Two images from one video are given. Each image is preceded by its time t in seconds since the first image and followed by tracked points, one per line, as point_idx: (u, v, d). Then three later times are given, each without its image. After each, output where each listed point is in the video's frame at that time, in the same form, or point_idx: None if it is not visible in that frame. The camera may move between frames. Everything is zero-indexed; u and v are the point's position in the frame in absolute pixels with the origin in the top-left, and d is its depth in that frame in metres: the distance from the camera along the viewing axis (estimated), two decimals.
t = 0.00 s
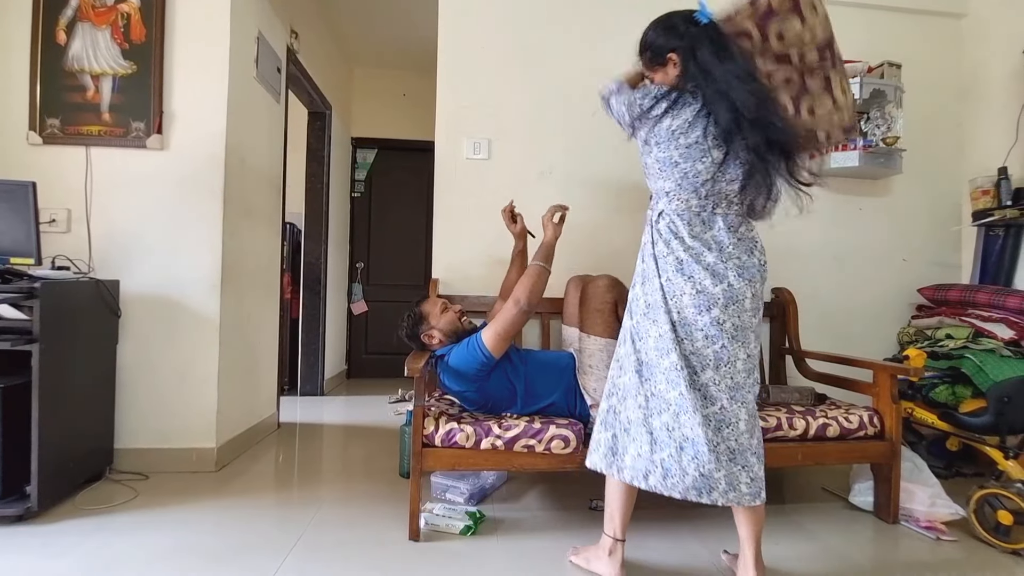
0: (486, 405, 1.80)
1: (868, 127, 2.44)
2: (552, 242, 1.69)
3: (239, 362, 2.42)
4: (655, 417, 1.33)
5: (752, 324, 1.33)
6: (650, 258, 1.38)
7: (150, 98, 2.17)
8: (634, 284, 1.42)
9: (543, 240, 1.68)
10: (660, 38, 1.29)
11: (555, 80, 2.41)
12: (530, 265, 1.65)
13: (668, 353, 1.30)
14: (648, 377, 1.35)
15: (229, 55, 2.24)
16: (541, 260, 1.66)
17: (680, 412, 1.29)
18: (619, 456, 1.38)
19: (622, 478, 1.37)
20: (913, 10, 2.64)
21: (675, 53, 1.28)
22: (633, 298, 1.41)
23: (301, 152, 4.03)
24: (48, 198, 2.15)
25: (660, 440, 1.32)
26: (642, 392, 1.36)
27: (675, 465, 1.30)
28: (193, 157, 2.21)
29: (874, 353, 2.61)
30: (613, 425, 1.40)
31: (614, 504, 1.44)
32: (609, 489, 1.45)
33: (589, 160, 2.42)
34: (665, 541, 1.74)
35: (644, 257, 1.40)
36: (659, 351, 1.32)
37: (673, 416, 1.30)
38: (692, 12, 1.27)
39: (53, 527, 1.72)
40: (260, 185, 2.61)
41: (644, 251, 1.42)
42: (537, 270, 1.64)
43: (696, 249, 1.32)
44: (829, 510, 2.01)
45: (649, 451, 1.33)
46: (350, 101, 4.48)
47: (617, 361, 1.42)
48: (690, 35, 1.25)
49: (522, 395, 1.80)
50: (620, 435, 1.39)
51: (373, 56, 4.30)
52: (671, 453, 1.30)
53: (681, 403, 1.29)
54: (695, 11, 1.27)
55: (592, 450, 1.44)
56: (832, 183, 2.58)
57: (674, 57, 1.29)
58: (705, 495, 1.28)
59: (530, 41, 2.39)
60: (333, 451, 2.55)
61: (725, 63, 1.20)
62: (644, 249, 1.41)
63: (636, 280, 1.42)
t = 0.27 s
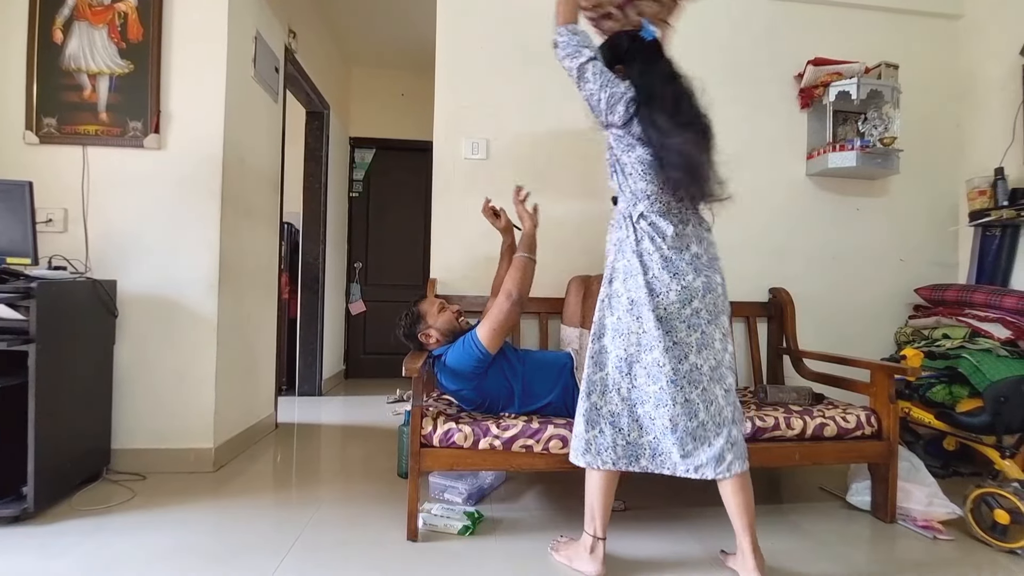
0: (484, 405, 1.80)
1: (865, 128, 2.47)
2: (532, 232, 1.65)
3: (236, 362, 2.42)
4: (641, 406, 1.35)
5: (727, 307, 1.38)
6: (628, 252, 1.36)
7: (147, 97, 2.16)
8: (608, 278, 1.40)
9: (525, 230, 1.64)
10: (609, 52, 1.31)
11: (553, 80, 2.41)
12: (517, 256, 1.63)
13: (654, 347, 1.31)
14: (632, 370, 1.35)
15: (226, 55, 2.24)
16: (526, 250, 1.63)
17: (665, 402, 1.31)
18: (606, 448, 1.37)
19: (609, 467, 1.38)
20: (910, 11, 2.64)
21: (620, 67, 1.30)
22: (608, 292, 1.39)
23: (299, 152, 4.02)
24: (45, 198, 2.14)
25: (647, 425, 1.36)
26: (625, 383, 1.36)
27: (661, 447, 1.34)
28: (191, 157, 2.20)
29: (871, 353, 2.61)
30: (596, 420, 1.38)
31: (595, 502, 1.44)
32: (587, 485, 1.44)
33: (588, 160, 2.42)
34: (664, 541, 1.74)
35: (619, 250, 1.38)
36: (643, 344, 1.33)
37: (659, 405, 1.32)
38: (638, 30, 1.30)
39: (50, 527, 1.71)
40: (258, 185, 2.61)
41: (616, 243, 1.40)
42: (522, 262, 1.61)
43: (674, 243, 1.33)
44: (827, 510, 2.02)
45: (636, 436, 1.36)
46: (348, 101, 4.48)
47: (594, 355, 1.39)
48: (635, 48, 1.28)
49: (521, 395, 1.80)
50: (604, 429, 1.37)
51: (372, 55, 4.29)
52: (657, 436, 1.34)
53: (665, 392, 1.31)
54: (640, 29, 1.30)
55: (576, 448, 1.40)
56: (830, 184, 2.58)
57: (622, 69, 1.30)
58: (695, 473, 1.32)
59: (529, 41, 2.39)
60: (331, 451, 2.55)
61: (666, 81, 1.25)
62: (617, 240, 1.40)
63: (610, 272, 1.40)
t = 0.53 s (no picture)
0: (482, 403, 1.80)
1: (863, 128, 2.48)
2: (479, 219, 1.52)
3: (234, 362, 2.41)
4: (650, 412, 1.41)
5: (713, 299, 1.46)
6: (629, 262, 1.39)
7: (145, 97, 2.16)
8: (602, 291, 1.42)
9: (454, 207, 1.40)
10: (580, 52, 1.34)
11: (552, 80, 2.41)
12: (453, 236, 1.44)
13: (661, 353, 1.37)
14: (639, 378, 1.39)
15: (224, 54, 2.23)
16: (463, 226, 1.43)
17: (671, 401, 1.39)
18: (624, 463, 1.40)
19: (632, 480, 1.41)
20: (908, 12, 2.65)
21: (586, 69, 1.34)
22: (609, 307, 1.39)
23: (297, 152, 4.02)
24: (42, 198, 2.14)
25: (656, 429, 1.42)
26: (633, 394, 1.40)
27: (669, 444, 1.43)
28: (189, 156, 2.20)
29: (869, 353, 2.62)
30: (612, 437, 1.38)
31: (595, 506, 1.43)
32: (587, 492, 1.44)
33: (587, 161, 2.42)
34: (663, 540, 1.74)
35: (612, 262, 1.41)
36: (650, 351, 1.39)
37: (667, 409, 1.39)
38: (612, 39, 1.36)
39: (48, 528, 1.71)
40: (256, 185, 2.60)
41: (609, 255, 1.42)
42: (462, 246, 1.48)
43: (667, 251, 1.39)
44: (825, 509, 2.02)
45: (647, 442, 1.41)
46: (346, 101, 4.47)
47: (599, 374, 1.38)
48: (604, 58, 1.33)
49: (519, 394, 1.79)
50: (621, 443, 1.39)
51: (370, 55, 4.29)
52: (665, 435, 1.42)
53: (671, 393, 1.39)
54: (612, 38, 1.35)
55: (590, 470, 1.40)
56: (828, 184, 2.59)
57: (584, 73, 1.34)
58: (704, 462, 1.42)
59: (528, 41, 2.40)
60: (329, 451, 2.55)
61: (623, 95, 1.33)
62: (609, 252, 1.42)
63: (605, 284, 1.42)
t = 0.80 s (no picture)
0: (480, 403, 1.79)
1: (862, 128, 2.49)
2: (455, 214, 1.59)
3: (233, 362, 2.41)
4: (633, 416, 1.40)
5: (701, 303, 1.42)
6: (603, 262, 1.38)
7: (144, 97, 2.16)
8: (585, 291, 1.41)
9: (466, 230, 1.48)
10: (575, 53, 1.38)
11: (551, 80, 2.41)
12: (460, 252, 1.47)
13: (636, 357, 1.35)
14: (620, 381, 1.39)
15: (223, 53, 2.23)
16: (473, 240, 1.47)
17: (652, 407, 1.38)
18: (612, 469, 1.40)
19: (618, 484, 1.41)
20: (907, 12, 2.66)
21: (579, 71, 1.38)
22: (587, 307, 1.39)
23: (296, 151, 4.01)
24: (40, 197, 2.13)
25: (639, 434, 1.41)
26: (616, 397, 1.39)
27: (653, 450, 1.43)
28: (188, 156, 2.20)
29: (868, 353, 2.62)
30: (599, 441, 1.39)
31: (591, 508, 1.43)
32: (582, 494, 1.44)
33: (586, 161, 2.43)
34: (662, 540, 1.74)
35: (594, 264, 1.40)
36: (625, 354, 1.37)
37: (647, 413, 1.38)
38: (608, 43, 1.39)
39: (46, 528, 1.70)
40: (255, 185, 2.60)
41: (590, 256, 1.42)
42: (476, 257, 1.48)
43: (646, 252, 1.35)
44: (824, 509, 2.03)
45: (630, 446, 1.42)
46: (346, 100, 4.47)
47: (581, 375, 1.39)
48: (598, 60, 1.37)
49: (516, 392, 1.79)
50: (607, 446, 1.39)
51: (370, 55, 4.29)
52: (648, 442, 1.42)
53: (652, 398, 1.37)
54: (607, 43, 1.38)
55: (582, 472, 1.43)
56: (827, 184, 2.59)
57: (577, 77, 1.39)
58: (683, 468, 1.43)
59: (528, 41, 2.40)
60: (328, 451, 2.55)
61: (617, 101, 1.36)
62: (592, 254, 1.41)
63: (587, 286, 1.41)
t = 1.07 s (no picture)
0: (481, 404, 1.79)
1: (861, 128, 2.48)
2: (514, 228, 1.70)
3: (232, 362, 2.41)
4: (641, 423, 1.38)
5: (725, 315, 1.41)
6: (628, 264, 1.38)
7: (143, 96, 2.15)
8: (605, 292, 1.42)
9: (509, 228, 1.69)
10: (614, 55, 1.36)
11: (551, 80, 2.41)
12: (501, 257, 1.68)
13: (646, 361, 1.33)
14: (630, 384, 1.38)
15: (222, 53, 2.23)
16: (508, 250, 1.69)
17: (662, 415, 1.35)
18: (607, 469, 1.40)
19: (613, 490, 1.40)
20: (906, 12, 2.66)
21: (620, 71, 1.35)
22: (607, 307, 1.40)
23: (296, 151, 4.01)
24: (39, 197, 2.13)
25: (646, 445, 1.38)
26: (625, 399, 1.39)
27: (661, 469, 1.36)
28: (187, 156, 2.20)
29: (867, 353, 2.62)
30: (598, 441, 1.39)
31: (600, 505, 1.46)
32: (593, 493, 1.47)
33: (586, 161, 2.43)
34: (661, 539, 1.74)
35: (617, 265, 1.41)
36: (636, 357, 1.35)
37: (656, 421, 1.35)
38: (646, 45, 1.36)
39: (45, 529, 1.70)
40: (255, 185, 2.60)
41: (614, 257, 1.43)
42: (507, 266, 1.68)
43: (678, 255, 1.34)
44: (823, 509, 2.03)
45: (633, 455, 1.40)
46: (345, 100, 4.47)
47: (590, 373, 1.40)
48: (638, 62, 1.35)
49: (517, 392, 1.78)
50: (605, 448, 1.40)
51: (369, 55, 4.29)
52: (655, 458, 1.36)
53: (662, 405, 1.35)
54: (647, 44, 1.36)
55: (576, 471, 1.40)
56: (826, 184, 2.59)
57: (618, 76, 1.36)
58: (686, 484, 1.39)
59: (528, 41, 2.40)
60: (327, 451, 2.55)
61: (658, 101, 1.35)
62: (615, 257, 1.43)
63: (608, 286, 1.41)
